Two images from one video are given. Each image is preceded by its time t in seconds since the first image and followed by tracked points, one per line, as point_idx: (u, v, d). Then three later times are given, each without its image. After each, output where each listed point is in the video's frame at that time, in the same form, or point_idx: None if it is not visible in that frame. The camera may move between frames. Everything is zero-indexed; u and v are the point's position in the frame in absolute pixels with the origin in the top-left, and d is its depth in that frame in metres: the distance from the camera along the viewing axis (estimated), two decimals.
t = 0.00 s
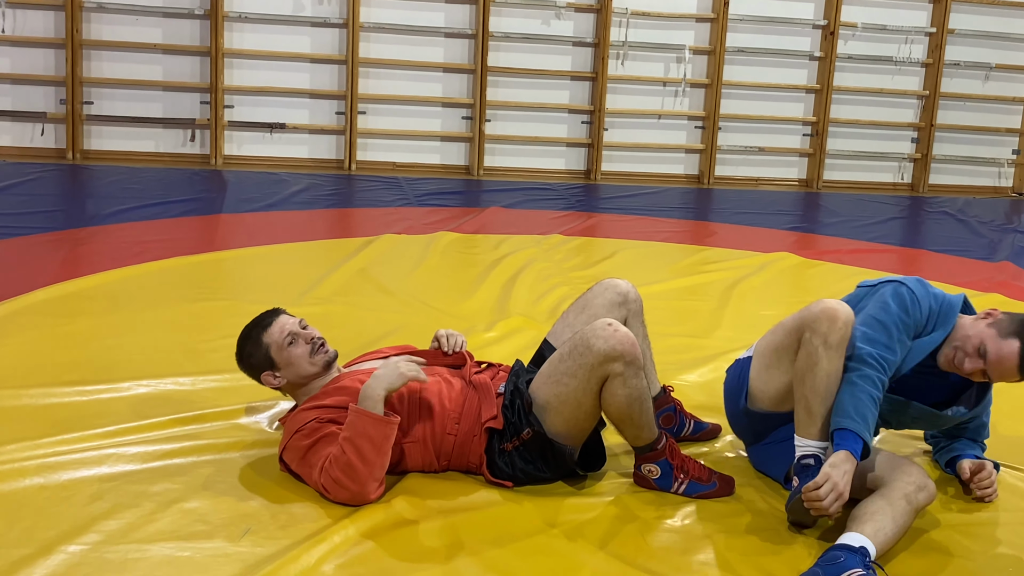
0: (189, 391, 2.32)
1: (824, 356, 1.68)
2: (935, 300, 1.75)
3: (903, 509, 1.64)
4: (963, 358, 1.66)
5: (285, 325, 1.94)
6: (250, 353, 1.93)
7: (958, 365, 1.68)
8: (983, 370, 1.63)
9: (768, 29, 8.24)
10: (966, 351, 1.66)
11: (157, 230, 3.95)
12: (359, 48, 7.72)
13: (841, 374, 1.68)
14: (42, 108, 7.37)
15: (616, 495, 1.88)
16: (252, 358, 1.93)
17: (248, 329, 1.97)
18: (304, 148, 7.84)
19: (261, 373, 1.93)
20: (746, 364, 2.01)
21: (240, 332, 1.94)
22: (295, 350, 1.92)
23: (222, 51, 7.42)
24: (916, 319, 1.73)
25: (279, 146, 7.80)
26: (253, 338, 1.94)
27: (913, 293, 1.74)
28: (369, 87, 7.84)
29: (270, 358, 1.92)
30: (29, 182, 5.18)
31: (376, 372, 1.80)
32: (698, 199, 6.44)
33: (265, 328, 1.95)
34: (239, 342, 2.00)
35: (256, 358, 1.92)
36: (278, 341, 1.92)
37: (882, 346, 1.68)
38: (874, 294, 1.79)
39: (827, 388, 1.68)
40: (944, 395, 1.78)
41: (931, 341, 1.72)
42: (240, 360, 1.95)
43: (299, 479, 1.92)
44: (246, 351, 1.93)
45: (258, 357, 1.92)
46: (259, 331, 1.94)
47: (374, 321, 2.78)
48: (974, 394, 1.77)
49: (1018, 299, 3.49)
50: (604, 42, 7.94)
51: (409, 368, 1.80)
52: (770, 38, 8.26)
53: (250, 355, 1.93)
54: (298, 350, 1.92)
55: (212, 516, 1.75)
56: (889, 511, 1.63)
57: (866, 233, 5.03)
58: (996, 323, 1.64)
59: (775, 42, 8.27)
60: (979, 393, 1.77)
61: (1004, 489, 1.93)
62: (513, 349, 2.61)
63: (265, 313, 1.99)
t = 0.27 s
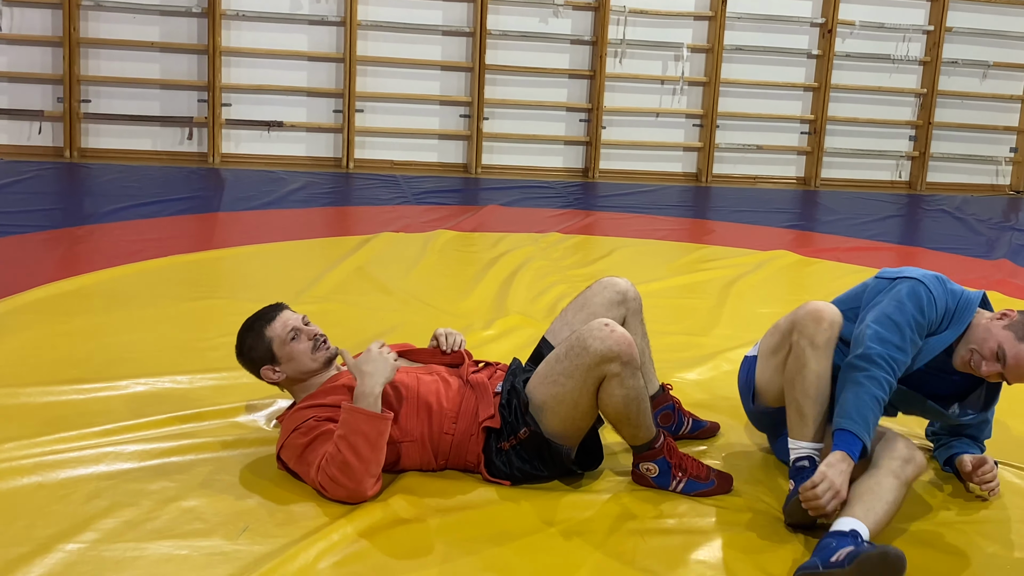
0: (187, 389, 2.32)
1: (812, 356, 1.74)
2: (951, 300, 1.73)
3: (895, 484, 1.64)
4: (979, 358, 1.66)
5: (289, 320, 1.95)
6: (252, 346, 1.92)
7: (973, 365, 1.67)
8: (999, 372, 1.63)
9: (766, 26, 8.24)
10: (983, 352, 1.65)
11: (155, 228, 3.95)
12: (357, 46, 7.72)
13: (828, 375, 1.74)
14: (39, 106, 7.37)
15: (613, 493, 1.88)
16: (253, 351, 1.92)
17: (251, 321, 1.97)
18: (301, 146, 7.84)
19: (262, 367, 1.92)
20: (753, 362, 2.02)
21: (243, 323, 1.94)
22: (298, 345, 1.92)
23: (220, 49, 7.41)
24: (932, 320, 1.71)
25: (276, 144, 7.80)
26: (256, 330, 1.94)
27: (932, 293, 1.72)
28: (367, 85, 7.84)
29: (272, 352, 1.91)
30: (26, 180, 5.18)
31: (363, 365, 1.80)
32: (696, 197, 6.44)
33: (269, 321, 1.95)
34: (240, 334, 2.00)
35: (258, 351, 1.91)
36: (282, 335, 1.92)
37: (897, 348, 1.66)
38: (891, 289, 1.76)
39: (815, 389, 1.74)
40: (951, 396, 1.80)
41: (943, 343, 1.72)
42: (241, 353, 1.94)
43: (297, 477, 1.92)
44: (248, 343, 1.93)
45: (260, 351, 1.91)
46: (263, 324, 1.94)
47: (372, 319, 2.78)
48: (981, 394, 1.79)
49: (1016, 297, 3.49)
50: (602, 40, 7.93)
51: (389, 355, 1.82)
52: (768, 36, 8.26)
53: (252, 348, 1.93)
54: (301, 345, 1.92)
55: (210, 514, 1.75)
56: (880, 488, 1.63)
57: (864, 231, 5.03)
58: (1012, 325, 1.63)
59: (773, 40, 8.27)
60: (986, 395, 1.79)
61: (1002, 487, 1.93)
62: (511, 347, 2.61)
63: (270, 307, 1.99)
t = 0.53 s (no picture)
0: (186, 387, 2.32)
1: (764, 354, 1.89)
2: (905, 281, 1.79)
3: (897, 458, 1.74)
4: (927, 333, 1.68)
5: (294, 313, 1.95)
6: (257, 338, 1.92)
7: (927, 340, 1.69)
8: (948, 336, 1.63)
9: (765, 25, 8.24)
10: (927, 326, 1.68)
11: (153, 227, 3.94)
12: (356, 45, 7.72)
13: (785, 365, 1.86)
14: (38, 105, 7.36)
15: (612, 491, 1.88)
16: (257, 344, 1.92)
17: (257, 314, 1.97)
18: (301, 144, 7.84)
19: (266, 359, 1.92)
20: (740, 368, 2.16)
21: (248, 316, 1.94)
22: (303, 337, 1.93)
23: (219, 48, 7.41)
24: (885, 301, 1.78)
25: (275, 143, 7.80)
26: (261, 322, 1.94)
27: (883, 274, 1.79)
28: (366, 84, 7.84)
29: (278, 344, 1.91)
30: (25, 179, 5.17)
31: (369, 364, 1.82)
32: (695, 195, 6.44)
33: (275, 314, 1.95)
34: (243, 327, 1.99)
35: (264, 343, 1.92)
36: (287, 327, 1.92)
37: (846, 326, 1.73)
38: (848, 272, 1.84)
39: (775, 379, 1.86)
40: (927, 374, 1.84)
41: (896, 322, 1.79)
42: (244, 347, 1.94)
43: (297, 475, 1.92)
44: (253, 336, 1.92)
45: (266, 343, 1.92)
46: (268, 317, 1.94)
47: (371, 317, 2.78)
48: (957, 372, 1.80)
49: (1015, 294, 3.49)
50: (601, 39, 7.93)
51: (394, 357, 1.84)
52: (767, 34, 8.26)
53: (256, 340, 1.92)
54: (307, 337, 1.93)
55: (209, 512, 1.75)
56: (882, 460, 1.73)
57: (863, 229, 5.03)
58: (941, 288, 1.67)
59: (772, 38, 8.27)
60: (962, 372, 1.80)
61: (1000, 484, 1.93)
62: (510, 345, 2.61)
63: (275, 300, 1.99)
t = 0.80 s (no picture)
0: (186, 386, 2.33)
1: (750, 351, 1.93)
2: (843, 245, 1.96)
3: (885, 439, 1.75)
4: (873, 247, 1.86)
5: (297, 309, 1.96)
6: (261, 335, 1.91)
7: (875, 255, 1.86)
8: (893, 239, 1.81)
9: (765, 23, 8.24)
10: (871, 242, 1.87)
11: (153, 226, 3.94)
12: (355, 44, 7.71)
13: (773, 362, 1.90)
14: (37, 104, 7.35)
15: (612, 489, 1.88)
16: (262, 340, 1.91)
17: (258, 312, 1.96)
18: (300, 143, 7.84)
19: (270, 355, 1.91)
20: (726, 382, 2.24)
21: (251, 313, 1.93)
22: (309, 331, 1.94)
23: (219, 47, 7.41)
24: (833, 265, 1.94)
25: (275, 141, 7.80)
26: (264, 320, 1.93)
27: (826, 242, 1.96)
28: (365, 82, 7.83)
29: (284, 339, 1.91)
30: (25, 177, 5.17)
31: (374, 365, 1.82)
32: (695, 194, 6.44)
33: (278, 310, 1.95)
34: (242, 327, 1.98)
35: (269, 339, 1.91)
36: (293, 321, 1.93)
37: (807, 294, 1.89)
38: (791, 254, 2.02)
39: (765, 379, 1.89)
40: (889, 331, 1.97)
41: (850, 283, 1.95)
42: (246, 345, 1.92)
43: (297, 474, 1.92)
44: (257, 333, 1.91)
45: (271, 339, 1.91)
46: (272, 313, 1.94)
47: (370, 316, 2.78)
48: (914, 318, 1.93)
49: (1015, 293, 3.50)
50: (600, 37, 7.93)
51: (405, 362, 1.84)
52: (766, 33, 8.26)
53: (261, 337, 1.91)
54: (312, 331, 1.94)
55: (210, 510, 1.75)
56: (870, 444, 1.75)
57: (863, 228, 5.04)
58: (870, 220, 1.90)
59: (771, 37, 8.27)
60: (919, 318, 1.92)
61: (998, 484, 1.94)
62: (510, 344, 2.61)
63: (274, 298, 1.99)
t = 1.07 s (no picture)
0: (188, 385, 2.33)
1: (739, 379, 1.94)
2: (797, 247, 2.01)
3: (882, 436, 1.76)
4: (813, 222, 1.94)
5: (301, 310, 1.97)
6: (266, 335, 1.91)
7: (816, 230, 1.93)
8: (832, 210, 1.91)
9: (766, 22, 8.24)
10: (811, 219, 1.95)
11: (154, 225, 3.95)
12: (357, 43, 7.72)
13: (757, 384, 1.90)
14: (39, 103, 7.36)
15: (613, 488, 1.88)
16: (267, 340, 1.91)
17: (263, 310, 1.95)
18: (302, 142, 7.84)
19: (274, 355, 1.91)
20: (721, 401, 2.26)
21: (256, 312, 1.92)
22: (313, 333, 1.95)
23: (220, 46, 7.41)
24: (793, 267, 1.99)
25: (277, 141, 7.80)
26: (269, 319, 1.93)
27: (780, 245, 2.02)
28: (367, 81, 7.83)
29: (288, 339, 1.92)
30: (27, 177, 5.18)
31: (381, 367, 1.82)
32: (696, 193, 6.43)
33: (283, 310, 1.94)
34: (245, 324, 1.98)
35: (274, 339, 1.91)
36: (298, 322, 1.94)
37: (771, 299, 1.95)
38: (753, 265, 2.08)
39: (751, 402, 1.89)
40: (864, 317, 2.00)
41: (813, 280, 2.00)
42: (249, 345, 1.92)
43: (298, 472, 1.93)
44: (262, 333, 1.91)
45: (275, 339, 1.91)
46: (277, 312, 1.94)
47: (372, 315, 2.79)
48: (883, 300, 1.95)
49: (1016, 292, 3.50)
50: (602, 36, 7.92)
51: (412, 364, 1.82)
52: (768, 32, 8.26)
53: (265, 337, 1.91)
54: (317, 332, 1.96)
55: (212, 509, 1.75)
56: (868, 442, 1.75)
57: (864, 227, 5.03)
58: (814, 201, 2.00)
59: (772, 36, 8.28)
60: (888, 299, 1.95)
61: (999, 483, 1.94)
62: (511, 343, 2.61)
63: (278, 297, 1.99)
